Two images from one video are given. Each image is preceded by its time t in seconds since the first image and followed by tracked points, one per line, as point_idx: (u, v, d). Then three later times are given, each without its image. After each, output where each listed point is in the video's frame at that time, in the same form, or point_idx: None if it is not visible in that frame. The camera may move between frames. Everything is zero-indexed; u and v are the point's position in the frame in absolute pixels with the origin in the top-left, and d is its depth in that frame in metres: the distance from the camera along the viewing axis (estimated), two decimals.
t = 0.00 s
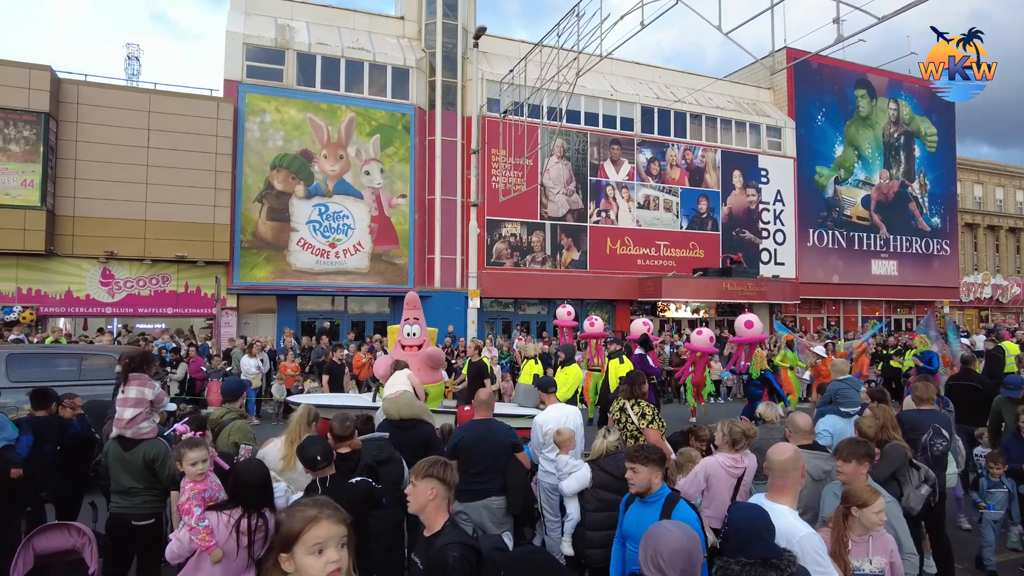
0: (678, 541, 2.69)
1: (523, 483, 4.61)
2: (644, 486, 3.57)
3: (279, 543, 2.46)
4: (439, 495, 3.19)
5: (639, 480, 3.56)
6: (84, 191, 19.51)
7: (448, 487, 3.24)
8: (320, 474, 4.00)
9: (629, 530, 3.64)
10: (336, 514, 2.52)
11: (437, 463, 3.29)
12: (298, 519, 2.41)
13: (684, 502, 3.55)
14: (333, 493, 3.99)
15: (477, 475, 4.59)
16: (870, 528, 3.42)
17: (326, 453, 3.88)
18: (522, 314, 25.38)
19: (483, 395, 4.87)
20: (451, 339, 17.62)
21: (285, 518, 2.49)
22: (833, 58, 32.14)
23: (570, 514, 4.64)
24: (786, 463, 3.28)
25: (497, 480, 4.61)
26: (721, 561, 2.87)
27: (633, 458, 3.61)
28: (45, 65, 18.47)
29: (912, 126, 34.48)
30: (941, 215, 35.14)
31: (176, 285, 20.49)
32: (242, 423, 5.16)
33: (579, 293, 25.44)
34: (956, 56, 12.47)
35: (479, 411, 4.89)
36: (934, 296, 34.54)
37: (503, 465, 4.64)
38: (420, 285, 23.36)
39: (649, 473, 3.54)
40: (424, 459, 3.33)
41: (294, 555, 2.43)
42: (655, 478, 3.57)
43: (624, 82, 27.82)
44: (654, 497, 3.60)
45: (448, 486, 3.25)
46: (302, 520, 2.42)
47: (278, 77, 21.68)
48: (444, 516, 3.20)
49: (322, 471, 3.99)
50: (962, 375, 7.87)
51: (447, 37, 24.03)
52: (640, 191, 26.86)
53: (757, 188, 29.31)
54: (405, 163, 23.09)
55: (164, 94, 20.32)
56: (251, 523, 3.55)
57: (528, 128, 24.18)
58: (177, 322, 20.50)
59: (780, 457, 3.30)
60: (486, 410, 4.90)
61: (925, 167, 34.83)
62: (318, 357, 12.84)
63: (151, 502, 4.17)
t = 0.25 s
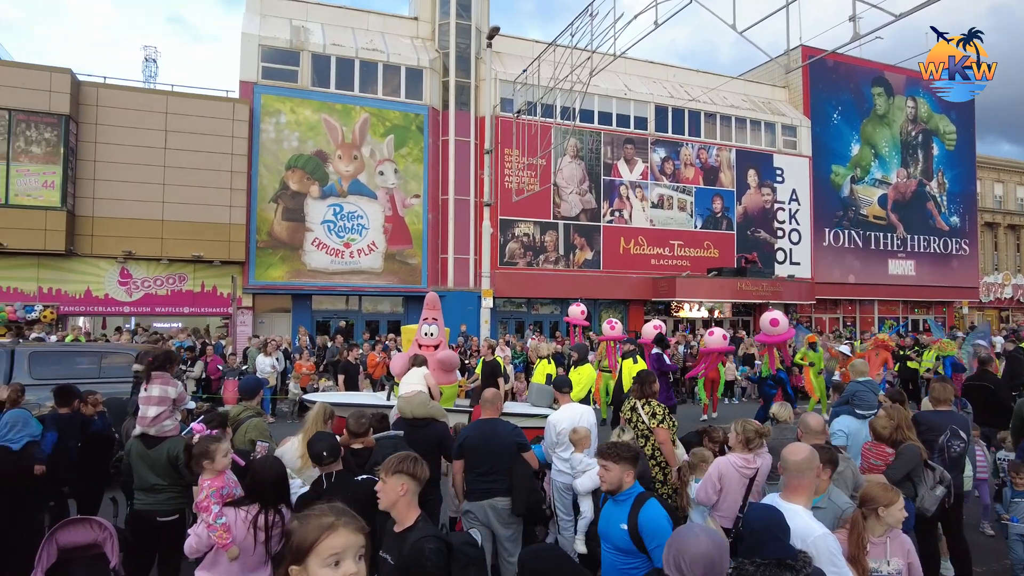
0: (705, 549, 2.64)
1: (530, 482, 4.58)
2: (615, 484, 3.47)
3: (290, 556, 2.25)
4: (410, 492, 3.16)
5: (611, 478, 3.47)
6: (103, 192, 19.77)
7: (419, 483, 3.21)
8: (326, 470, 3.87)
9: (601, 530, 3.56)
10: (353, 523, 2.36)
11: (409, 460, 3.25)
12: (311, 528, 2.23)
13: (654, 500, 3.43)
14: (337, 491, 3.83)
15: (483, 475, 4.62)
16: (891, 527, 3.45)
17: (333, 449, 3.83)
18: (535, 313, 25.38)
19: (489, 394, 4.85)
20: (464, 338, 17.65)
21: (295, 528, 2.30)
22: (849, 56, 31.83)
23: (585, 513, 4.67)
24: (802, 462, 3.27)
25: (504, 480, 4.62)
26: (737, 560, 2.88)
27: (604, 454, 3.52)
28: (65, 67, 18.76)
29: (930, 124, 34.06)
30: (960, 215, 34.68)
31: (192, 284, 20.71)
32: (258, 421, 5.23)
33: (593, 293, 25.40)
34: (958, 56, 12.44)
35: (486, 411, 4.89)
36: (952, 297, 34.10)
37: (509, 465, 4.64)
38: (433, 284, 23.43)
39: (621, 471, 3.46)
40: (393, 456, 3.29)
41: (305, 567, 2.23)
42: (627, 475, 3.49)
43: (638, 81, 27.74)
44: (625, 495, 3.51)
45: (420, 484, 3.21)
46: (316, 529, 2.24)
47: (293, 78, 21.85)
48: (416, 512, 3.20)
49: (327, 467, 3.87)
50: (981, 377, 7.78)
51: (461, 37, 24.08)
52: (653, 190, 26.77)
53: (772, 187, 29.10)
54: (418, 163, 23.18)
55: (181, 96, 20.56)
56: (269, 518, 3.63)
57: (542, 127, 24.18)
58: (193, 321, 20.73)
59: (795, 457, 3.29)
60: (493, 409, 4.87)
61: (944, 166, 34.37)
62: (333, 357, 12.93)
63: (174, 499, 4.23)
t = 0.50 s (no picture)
0: (735, 549, 2.67)
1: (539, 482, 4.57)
2: (577, 489, 3.31)
3: None
4: (381, 493, 3.15)
5: (573, 483, 3.31)
6: (123, 193, 20.06)
7: (390, 483, 3.18)
8: (337, 465, 3.92)
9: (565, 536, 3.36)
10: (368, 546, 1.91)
11: (380, 460, 3.22)
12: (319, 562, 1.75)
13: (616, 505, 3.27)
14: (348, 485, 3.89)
15: (493, 475, 4.62)
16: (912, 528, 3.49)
17: (344, 444, 3.91)
18: (550, 313, 25.37)
19: (500, 394, 4.87)
20: (479, 338, 17.67)
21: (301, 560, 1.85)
22: (867, 53, 31.46)
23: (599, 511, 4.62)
24: (819, 462, 3.25)
25: (512, 480, 4.60)
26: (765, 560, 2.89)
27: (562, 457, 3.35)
28: (86, 71, 19.06)
29: (949, 121, 33.60)
30: (980, 213, 34.17)
31: (210, 285, 20.93)
32: (276, 419, 5.29)
33: (607, 293, 25.35)
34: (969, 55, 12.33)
35: (497, 410, 4.90)
36: (972, 296, 33.62)
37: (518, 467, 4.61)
38: (448, 284, 23.50)
39: (582, 475, 3.29)
40: (364, 455, 3.25)
41: None
42: (588, 481, 3.31)
43: (652, 81, 27.65)
44: (586, 502, 3.32)
45: (393, 484, 3.19)
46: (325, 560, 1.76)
47: (309, 80, 22.02)
48: (388, 512, 3.16)
49: (339, 461, 3.92)
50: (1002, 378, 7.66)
51: (475, 38, 24.14)
52: (668, 189, 26.65)
53: (789, 186, 28.86)
54: (433, 164, 23.27)
55: (199, 98, 20.80)
56: (288, 513, 3.67)
57: (556, 127, 24.18)
58: (211, 321, 20.95)
59: (811, 456, 3.27)
60: (505, 408, 4.89)
61: (964, 164, 33.89)
62: (348, 356, 13.02)
63: (198, 495, 4.31)
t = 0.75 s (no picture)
0: (753, 548, 2.68)
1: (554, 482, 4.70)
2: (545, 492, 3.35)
3: None
4: (344, 499, 3.09)
5: (541, 481, 3.62)
6: (138, 194, 20.28)
7: (353, 489, 3.11)
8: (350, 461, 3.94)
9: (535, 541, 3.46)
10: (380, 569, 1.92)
11: (349, 464, 3.18)
12: None
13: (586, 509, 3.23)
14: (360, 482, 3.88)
15: (506, 473, 4.66)
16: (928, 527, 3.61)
17: (359, 440, 3.94)
18: (561, 313, 25.37)
19: (512, 392, 4.90)
20: (491, 338, 17.70)
21: None
22: (881, 51, 31.19)
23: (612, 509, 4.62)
24: (832, 461, 3.25)
25: (525, 478, 4.64)
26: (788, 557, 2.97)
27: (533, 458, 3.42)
28: (103, 74, 19.30)
29: (966, 119, 33.21)
30: (997, 212, 33.76)
31: (224, 285, 21.12)
32: (292, 416, 5.35)
33: (618, 293, 25.31)
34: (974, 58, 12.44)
35: (509, 409, 4.94)
36: (989, 296, 33.23)
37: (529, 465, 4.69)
38: (459, 284, 23.56)
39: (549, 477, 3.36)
40: (333, 460, 3.23)
41: None
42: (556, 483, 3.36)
43: (664, 80, 27.57)
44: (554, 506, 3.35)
45: (360, 489, 3.15)
46: None
47: (322, 81, 22.15)
48: (351, 518, 3.12)
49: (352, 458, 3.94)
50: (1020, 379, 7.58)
51: (487, 38, 24.17)
52: (680, 189, 26.57)
53: (802, 185, 28.67)
54: (445, 164, 23.33)
55: (213, 100, 21.00)
56: (303, 508, 3.74)
57: (567, 127, 24.18)
58: (225, 320, 21.14)
59: (825, 454, 3.28)
60: (517, 406, 4.88)
61: (981, 162, 33.47)
62: (362, 355, 13.11)
63: (217, 492, 4.39)
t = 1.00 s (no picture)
0: (768, 547, 2.70)
1: (563, 480, 4.84)
2: (517, 502, 3.31)
3: None
4: (303, 497, 3.14)
5: (513, 495, 3.31)
6: (151, 195, 20.46)
7: (313, 486, 3.14)
8: (363, 459, 3.92)
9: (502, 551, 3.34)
10: None
11: (309, 462, 3.20)
12: None
13: (560, 526, 3.22)
14: (373, 479, 3.87)
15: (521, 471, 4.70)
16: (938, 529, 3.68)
17: (371, 437, 3.88)
18: (571, 313, 25.35)
19: (527, 391, 4.89)
20: (501, 338, 17.72)
21: None
22: (894, 49, 30.93)
23: (625, 508, 4.67)
24: (840, 461, 3.27)
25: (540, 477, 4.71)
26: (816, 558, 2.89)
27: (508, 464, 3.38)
28: (117, 76, 19.50)
29: (980, 117, 32.85)
30: (1012, 211, 33.36)
31: (236, 284, 21.27)
32: (304, 415, 5.39)
33: (629, 292, 25.25)
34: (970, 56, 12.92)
35: (524, 408, 4.93)
36: (1004, 296, 32.86)
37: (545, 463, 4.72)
38: (469, 284, 23.59)
39: (522, 489, 3.28)
40: (299, 456, 3.27)
41: None
42: (529, 494, 3.31)
43: (675, 79, 27.50)
44: (528, 516, 3.31)
45: (322, 487, 3.19)
46: None
47: (333, 82, 22.26)
48: (314, 515, 3.18)
49: (365, 456, 3.92)
50: None
51: (497, 38, 24.20)
52: (691, 188, 26.48)
53: (814, 184, 28.49)
54: (455, 165, 23.38)
55: (225, 101, 21.16)
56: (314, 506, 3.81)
57: (577, 127, 24.16)
58: (237, 320, 21.28)
59: (833, 455, 3.30)
60: (532, 405, 4.88)
61: (996, 160, 33.10)
62: (372, 355, 13.17)
63: (233, 491, 4.45)
